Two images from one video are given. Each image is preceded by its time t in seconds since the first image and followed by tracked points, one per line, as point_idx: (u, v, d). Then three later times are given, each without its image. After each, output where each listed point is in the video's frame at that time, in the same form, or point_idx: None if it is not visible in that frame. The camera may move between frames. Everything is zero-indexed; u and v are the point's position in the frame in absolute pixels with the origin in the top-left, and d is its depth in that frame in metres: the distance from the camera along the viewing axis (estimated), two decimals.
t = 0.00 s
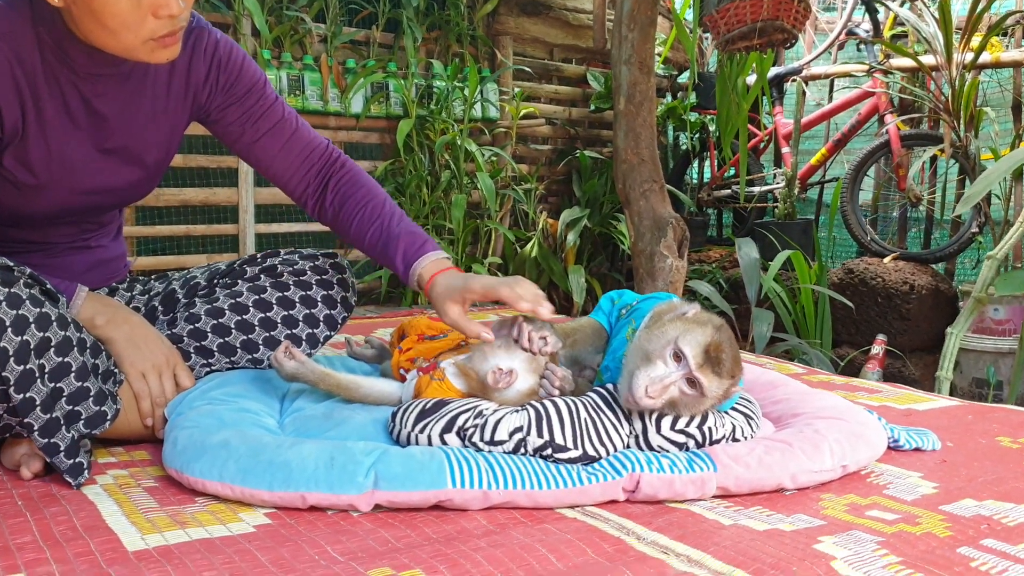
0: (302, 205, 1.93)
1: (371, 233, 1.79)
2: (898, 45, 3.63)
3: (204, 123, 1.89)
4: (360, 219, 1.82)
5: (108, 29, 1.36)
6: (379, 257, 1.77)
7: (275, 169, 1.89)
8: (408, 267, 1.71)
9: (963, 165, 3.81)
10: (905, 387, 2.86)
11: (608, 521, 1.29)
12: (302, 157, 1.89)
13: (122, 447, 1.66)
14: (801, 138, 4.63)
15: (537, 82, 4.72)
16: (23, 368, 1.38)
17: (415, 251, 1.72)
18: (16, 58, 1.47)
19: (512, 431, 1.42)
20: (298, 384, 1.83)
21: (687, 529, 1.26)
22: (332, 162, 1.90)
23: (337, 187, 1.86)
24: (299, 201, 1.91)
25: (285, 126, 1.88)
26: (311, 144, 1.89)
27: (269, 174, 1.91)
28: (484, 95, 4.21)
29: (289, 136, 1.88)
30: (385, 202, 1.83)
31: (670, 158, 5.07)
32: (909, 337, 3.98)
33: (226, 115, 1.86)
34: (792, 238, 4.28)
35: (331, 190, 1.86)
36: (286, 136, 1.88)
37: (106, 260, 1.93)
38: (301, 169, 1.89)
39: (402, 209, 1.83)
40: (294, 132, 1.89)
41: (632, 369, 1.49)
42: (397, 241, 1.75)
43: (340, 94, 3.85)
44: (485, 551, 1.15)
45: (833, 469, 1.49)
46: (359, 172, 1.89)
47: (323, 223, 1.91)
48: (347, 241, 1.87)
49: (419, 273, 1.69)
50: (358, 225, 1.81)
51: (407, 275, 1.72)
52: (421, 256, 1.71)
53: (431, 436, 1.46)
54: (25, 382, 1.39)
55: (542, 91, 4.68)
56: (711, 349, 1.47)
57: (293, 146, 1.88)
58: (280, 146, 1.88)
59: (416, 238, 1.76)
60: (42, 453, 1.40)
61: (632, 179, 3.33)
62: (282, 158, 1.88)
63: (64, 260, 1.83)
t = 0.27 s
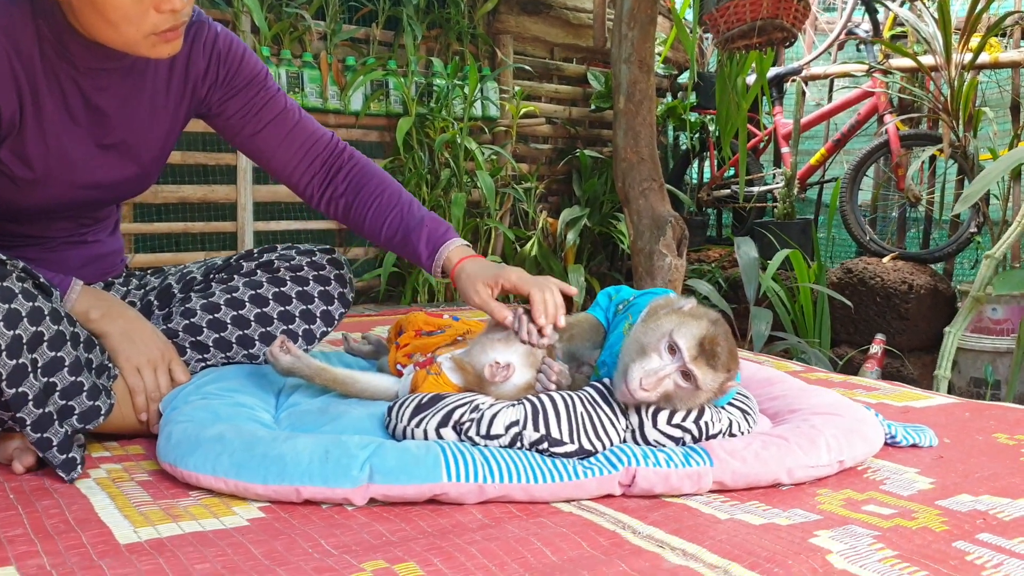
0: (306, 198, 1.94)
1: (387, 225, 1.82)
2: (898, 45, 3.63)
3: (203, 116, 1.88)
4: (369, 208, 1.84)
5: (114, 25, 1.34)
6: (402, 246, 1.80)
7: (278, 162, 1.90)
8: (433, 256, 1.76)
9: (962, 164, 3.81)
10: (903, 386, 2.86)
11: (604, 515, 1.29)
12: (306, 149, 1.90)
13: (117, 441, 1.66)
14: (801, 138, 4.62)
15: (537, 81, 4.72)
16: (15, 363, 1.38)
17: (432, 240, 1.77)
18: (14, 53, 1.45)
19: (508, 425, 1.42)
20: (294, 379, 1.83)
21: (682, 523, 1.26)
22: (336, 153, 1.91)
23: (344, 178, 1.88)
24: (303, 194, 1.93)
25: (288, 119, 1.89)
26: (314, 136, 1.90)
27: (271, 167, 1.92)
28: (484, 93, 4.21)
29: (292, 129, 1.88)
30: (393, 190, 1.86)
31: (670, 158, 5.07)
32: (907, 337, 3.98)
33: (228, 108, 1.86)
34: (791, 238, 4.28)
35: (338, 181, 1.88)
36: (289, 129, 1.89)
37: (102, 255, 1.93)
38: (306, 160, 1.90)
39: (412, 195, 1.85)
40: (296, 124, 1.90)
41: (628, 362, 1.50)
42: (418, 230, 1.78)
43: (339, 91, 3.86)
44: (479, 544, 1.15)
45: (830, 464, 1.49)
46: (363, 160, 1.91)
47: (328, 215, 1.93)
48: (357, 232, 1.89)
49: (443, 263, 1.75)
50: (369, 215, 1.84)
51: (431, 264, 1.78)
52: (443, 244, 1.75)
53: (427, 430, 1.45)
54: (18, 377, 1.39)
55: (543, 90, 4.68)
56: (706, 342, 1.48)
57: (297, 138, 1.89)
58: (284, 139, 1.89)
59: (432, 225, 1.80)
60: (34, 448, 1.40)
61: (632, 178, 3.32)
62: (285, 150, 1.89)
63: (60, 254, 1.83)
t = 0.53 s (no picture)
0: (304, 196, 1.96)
1: (383, 218, 1.86)
2: (896, 45, 3.63)
3: (203, 116, 1.87)
4: (369, 204, 1.88)
5: (118, 20, 1.32)
6: (398, 240, 1.84)
7: (279, 161, 1.91)
8: (429, 247, 1.81)
9: (960, 164, 3.81)
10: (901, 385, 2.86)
11: (600, 511, 1.28)
12: (305, 148, 1.91)
13: (113, 437, 1.65)
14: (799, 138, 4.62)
15: (535, 81, 4.72)
16: (13, 356, 1.36)
17: (431, 233, 1.81)
18: (14, 49, 1.43)
19: (504, 421, 1.42)
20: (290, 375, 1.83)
21: (679, 519, 1.25)
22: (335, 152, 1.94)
23: (343, 176, 1.90)
24: (302, 192, 1.94)
25: (287, 118, 1.90)
26: (313, 135, 1.91)
27: (270, 166, 1.93)
28: (482, 92, 4.21)
29: (292, 128, 1.89)
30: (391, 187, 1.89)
31: (668, 158, 5.08)
32: (905, 336, 3.98)
33: (229, 108, 1.85)
34: (789, 238, 4.28)
35: (338, 180, 1.91)
36: (289, 128, 1.90)
37: (99, 251, 1.93)
38: (305, 159, 1.91)
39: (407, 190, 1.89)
40: (295, 123, 1.91)
41: (623, 357, 1.50)
42: (413, 223, 1.82)
43: (337, 90, 3.86)
44: (475, 539, 1.15)
45: (827, 461, 1.49)
46: (361, 158, 1.93)
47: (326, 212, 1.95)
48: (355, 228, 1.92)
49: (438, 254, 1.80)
50: (369, 211, 1.87)
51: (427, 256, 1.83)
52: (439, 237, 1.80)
53: (423, 426, 1.45)
54: (15, 371, 1.37)
55: (541, 90, 4.68)
56: (700, 337, 1.46)
57: (296, 137, 1.91)
58: (284, 138, 1.90)
59: (427, 218, 1.84)
60: (31, 443, 1.38)
61: (630, 177, 3.32)
62: (285, 149, 1.90)
63: (57, 251, 1.82)
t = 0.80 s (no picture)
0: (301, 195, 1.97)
1: (372, 215, 1.87)
2: (898, 48, 3.62)
3: (203, 115, 1.88)
4: (362, 202, 1.89)
5: (122, 15, 1.33)
6: (387, 237, 1.85)
7: (276, 161, 1.92)
8: (415, 241, 1.81)
9: (961, 167, 3.81)
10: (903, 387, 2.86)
11: (600, 511, 1.28)
12: (303, 148, 1.93)
13: (113, 437, 1.66)
14: (800, 141, 4.62)
15: (537, 83, 4.72)
16: (13, 354, 1.37)
17: (418, 229, 1.82)
18: (14, 48, 1.43)
19: (504, 421, 1.42)
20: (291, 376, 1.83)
21: (679, 520, 1.25)
22: (331, 152, 1.95)
23: (338, 175, 1.92)
24: (299, 191, 1.96)
25: (286, 119, 1.91)
26: (311, 135, 1.93)
27: (268, 165, 1.94)
28: (483, 95, 4.21)
29: (290, 128, 1.90)
30: (384, 185, 1.91)
31: (669, 161, 5.08)
32: (907, 339, 3.98)
33: (229, 108, 1.86)
34: (790, 240, 4.28)
35: (333, 178, 1.92)
36: (288, 129, 1.91)
37: (100, 251, 1.93)
38: (302, 158, 1.93)
39: (397, 186, 1.91)
40: (293, 123, 1.92)
41: (623, 358, 1.51)
42: (401, 218, 1.83)
43: (339, 93, 3.87)
44: (475, 539, 1.15)
45: (828, 462, 1.48)
46: (356, 157, 1.95)
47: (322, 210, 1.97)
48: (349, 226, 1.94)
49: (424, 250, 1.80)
50: (361, 210, 1.88)
51: (413, 250, 1.83)
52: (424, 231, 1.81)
53: (423, 427, 1.45)
54: (16, 368, 1.37)
55: (543, 92, 4.68)
56: (700, 338, 1.46)
57: (295, 137, 1.92)
58: (282, 138, 1.91)
59: (414, 213, 1.85)
60: (32, 441, 1.39)
61: (631, 179, 3.32)
62: (283, 149, 1.91)
63: (58, 251, 1.82)
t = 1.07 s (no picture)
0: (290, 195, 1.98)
1: (353, 225, 1.88)
2: (899, 49, 3.62)
3: (198, 111, 1.88)
4: (346, 212, 1.90)
5: (125, 6, 1.33)
6: (365, 246, 1.87)
7: (267, 162, 1.93)
8: (390, 261, 1.84)
9: (962, 168, 3.81)
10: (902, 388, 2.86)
11: (598, 508, 1.28)
12: (294, 152, 1.93)
13: (111, 433, 1.66)
14: (801, 141, 4.62)
15: (538, 83, 4.72)
16: (11, 348, 1.37)
17: (398, 244, 1.84)
18: (13, 40, 1.44)
19: (503, 418, 1.42)
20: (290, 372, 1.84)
21: (677, 517, 1.25)
22: (322, 157, 1.95)
23: (325, 182, 1.92)
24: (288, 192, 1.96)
25: (280, 121, 1.91)
26: (304, 138, 1.93)
27: (260, 164, 1.94)
28: (484, 94, 4.21)
29: (284, 130, 1.91)
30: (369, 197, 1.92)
31: (671, 161, 5.08)
32: (907, 340, 3.98)
33: (224, 107, 1.86)
34: (791, 241, 4.28)
35: (320, 185, 1.92)
36: (281, 131, 1.91)
37: (99, 247, 1.94)
38: (293, 162, 1.93)
39: (382, 201, 1.92)
40: (288, 126, 1.92)
41: (618, 355, 1.51)
42: (381, 236, 1.85)
43: (340, 91, 3.87)
44: (472, 535, 1.15)
45: (826, 460, 1.48)
46: (346, 165, 1.95)
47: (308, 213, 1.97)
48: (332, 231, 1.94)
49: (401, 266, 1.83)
50: (345, 218, 1.89)
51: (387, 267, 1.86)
52: (405, 247, 1.84)
53: (422, 424, 1.45)
54: (13, 362, 1.38)
55: (544, 92, 4.68)
56: (695, 333, 1.46)
57: (287, 140, 1.92)
58: (274, 139, 1.91)
59: (396, 231, 1.87)
60: (29, 435, 1.40)
61: (632, 179, 3.32)
62: (275, 150, 1.91)
63: (57, 246, 1.83)
